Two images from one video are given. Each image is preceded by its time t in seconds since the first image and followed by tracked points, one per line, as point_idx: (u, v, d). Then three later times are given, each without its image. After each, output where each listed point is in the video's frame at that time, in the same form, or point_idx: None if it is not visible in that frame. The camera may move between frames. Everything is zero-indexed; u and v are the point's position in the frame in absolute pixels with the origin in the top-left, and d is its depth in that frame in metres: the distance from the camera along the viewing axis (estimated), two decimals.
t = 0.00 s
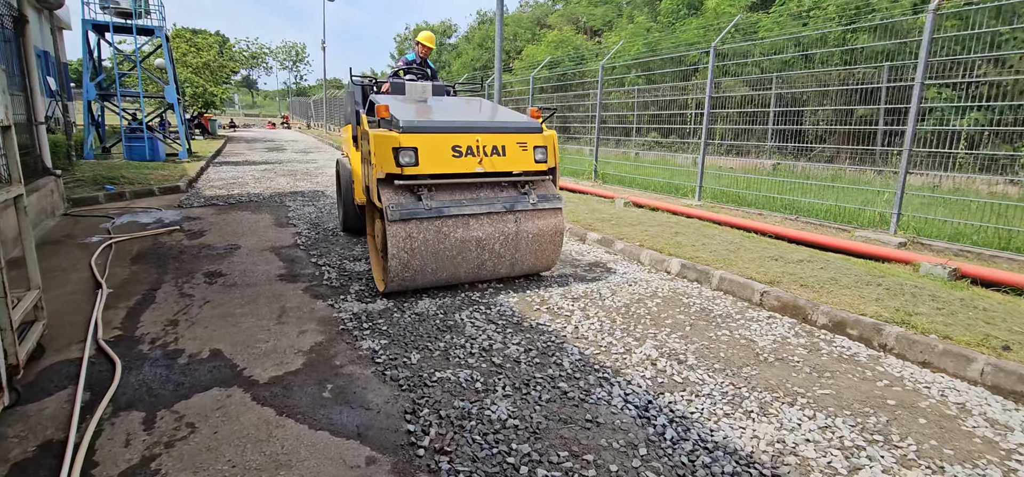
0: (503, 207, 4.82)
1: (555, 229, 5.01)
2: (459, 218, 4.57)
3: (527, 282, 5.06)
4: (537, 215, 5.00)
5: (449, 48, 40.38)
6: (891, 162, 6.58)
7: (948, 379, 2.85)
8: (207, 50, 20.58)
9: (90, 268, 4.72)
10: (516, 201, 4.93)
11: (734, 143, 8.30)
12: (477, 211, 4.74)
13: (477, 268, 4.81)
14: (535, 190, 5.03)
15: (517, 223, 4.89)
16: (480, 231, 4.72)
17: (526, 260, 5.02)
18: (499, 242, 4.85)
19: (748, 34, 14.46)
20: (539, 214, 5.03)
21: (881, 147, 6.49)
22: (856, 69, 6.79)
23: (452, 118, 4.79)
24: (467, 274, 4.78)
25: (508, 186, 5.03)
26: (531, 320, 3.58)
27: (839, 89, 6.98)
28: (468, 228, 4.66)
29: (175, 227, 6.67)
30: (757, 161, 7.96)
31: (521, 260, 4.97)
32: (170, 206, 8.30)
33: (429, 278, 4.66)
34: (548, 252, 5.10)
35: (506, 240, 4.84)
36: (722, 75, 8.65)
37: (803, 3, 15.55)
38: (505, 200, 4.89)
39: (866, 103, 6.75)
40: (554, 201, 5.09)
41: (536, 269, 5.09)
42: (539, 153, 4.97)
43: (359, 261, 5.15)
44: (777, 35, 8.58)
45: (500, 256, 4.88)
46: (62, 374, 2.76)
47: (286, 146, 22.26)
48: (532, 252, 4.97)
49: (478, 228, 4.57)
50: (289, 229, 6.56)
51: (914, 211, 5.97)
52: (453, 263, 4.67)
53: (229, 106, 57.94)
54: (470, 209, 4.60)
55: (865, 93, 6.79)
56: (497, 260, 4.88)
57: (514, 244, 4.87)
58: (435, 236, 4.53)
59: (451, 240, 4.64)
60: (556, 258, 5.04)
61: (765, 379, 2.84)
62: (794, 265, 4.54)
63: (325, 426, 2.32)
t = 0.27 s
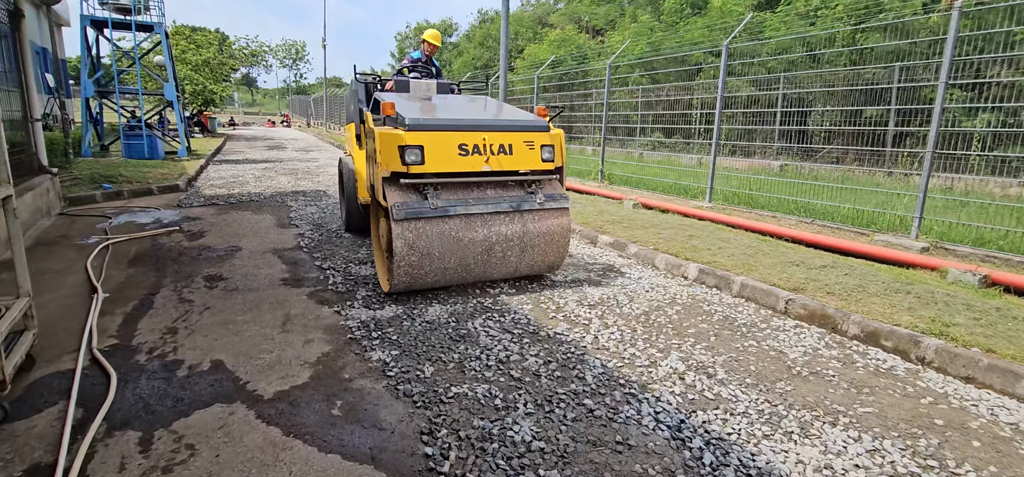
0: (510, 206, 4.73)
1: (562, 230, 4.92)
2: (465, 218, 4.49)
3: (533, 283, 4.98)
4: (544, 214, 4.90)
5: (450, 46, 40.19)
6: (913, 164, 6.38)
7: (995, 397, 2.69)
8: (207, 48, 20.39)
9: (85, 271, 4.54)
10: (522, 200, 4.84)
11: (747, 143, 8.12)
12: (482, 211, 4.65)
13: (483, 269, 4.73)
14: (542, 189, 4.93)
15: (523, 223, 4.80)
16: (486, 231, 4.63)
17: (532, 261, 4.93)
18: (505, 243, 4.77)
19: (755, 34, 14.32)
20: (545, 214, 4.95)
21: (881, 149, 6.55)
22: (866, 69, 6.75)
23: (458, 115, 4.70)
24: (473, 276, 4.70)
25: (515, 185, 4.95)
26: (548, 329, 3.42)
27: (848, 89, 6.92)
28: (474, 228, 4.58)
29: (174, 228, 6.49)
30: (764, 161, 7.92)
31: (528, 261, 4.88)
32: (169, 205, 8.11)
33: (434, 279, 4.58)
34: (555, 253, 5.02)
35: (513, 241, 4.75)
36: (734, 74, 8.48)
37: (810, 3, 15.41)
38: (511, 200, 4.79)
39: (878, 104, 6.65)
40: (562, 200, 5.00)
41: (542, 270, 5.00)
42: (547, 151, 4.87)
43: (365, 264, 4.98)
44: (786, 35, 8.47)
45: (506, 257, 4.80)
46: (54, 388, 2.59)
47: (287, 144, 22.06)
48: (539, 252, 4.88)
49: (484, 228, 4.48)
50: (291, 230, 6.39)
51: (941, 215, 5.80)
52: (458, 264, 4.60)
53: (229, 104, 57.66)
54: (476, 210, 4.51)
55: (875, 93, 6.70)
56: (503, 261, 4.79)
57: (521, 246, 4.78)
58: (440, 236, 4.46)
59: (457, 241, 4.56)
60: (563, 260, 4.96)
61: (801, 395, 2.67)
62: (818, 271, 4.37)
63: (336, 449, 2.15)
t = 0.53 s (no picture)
0: (518, 205, 4.61)
1: (571, 229, 4.79)
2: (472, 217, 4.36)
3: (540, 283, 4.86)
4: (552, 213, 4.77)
5: (450, 44, 39.94)
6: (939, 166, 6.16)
7: None
8: (205, 45, 20.14)
9: (80, 275, 4.35)
10: (530, 199, 4.71)
11: (761, 144, 7.86)
12: (490, 210, 4.52)
13: (490, 270, 4.60)
14: (550, 188, 4.82)
15: (531, 223, 4.67)
16: (493, 231, 4.50)
17: (540, 261, 4.80)
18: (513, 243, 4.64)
19: (762, 32, 14.13)
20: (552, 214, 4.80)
21: (892, 149, 6.42)
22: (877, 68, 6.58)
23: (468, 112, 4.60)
24: (479, 277, 4.57)
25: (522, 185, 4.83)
26: (570, 340, 3.23)
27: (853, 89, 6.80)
28: (481, 228, 4.45)
29: (173, 229, 6.30)
30: (770, 161, 7.79)
31: (535, 261, 4.75)
32: (167, 205, 7.91)
33: (439, 280, 4.46)
34: (563, 252, 4.88)
35: (520, 241, 4.62)
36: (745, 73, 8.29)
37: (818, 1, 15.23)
38: (518, 198, 4.66)
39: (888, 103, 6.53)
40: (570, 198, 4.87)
41: (549, 270, 4.88)
42: (555, 149, 4.73)
43: (372, 269, 4.80)
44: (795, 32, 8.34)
45: (513, 257, 4.67)
46: (44, 407, 2.40)
47: (286, 143, 21.81)
48: (547, 252, 4.75)
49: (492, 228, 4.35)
50: (294, 231, 6.19)
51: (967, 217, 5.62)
52: (465, 265, 4.47)
53: (228, 102, 57.34)
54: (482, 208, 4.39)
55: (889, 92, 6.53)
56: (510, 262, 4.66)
57: (529, 246, 4.65)
58: (447, 236, 4.33)
59: (463, 241, 4.44)
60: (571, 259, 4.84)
61: (849, 414, 2.49)
62: (846, 277, 4.19)
63: None
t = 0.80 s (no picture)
0: (525, 205, 4.55)
1: (578, 229, 4.73)
2: (480, 217, 4.31)
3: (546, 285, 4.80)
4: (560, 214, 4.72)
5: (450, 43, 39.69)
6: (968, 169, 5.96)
7: None
8: (204, 43, 19.89)
9: (75, 281, 4.16)
10: (538, 199, 4.65)
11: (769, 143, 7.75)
12: (498, 210, 4.46)
13: (496, 272, 4.55)
14: (557, 188, 4.76)
15: (538, 224, 4.61)
16: (500, 232, 4.44)
17: (545, 262, 4.74)
18: (519, 244, 4.58)
19: (768, 30, 13.97)
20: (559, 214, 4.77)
21: (901, 150, 6.34)
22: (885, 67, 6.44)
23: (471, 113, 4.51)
24: (486, 278, 4.52)
25: (530, 185, 4.77)
26: (593, 352, 3.06)
27: (862, 88, 6.70)
28: (488, 229, 4.38)
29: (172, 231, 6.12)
30: (776, 162, 7.70)
31: (541, 262, 4.70)
32: (165, 207, 7.71)
33: (445, 282, 4.40)
34: (569, 253, 4.83)
35: (527, 243, 4.56)
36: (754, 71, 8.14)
37: None
38: (524, 199, 4.60)
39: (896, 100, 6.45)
40: (577, 199, 4.81)
41: (555, 270, 4.82)
42: (562, 149, 4.65)
43: (379, 275, 4.63)
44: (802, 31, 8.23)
45: (519, 258, 4.61)
46: (35, 431, 2.23)
47: (285, 142, 21.58)
48: (553, 253, 4.69)
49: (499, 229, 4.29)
50: (297, 234, 6.01)
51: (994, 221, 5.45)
52: (471, 266, 4.41)
53: (226, 101, 57.05)
54: (490, 209, 4.33)
55: (899, 91, 6.41)
56: (516, 263, 4.60)
57: (535, 247, 4.59)
58: (454, 238, 4.27)
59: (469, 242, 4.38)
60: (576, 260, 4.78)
61: (902, 436, 2.32)
62: (875, 283, 4.03)
63: None
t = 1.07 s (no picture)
0: (530, 204, 4.47)
1: (583, 228, 4.66)
2: (485, 216, 4.23)
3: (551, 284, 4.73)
4: (566, 213, 4.63)
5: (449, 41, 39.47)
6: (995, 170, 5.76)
7: None
8: (202, 40, 19.66)
9: (69, 286, 3.98)
10: (544, 198, 4.57)
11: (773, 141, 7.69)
12: (503, 209, 4.38)
13: (500, 271, 4.48)
14: (563, 186, 4.67)
15: (544, 223, 4.54)
16: (505, 231, 4.37)
17: (550, 261, 4.67)
18: (524, 243, 4.51)
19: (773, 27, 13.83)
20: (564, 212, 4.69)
21: (910, 148, 6.20)
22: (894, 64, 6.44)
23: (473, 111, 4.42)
24: (490, 278, 4.45)
25: (534, 182, 4.67)
26: (617, 363, 2.89)
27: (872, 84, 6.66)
28: (494, 229, 4.31)
29: (170, 232, 5.94)
30: (783, 160, 7.65)
31: (546, 261, 4.63)
32: (163, 207, 7.52)
33: (450, 282, 4.33)
34: (574, 252, 4.76)
35: (532, 242, 4.49)
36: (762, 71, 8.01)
37: None
38: (529, 197, 4.53)
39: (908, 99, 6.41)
40: (583, 198, 4.73)
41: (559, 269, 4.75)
42: (568, 146, 4.56)
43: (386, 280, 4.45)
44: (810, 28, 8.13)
45: (524, 258, 4.54)
46: (22, 455, 2.04)
47: (284, 140, 21.36)
48: (558, 253, 4.62)
49: (505, 229, 4.23)
50: (299, 236, 5.84)
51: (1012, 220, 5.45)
52: (475, 266, 4.34)
53: (224, 99, 56.76)
54: (495, 208, 4.26)
55: (909, 89, 6.42)
56: (520, 263, 4.53)
57: (540, 246, 4.52)
58: (458, 237, 4.20)
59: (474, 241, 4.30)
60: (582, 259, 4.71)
61: (960, 458, 2.15)
62: (905, 288, 3.86)
63: None
